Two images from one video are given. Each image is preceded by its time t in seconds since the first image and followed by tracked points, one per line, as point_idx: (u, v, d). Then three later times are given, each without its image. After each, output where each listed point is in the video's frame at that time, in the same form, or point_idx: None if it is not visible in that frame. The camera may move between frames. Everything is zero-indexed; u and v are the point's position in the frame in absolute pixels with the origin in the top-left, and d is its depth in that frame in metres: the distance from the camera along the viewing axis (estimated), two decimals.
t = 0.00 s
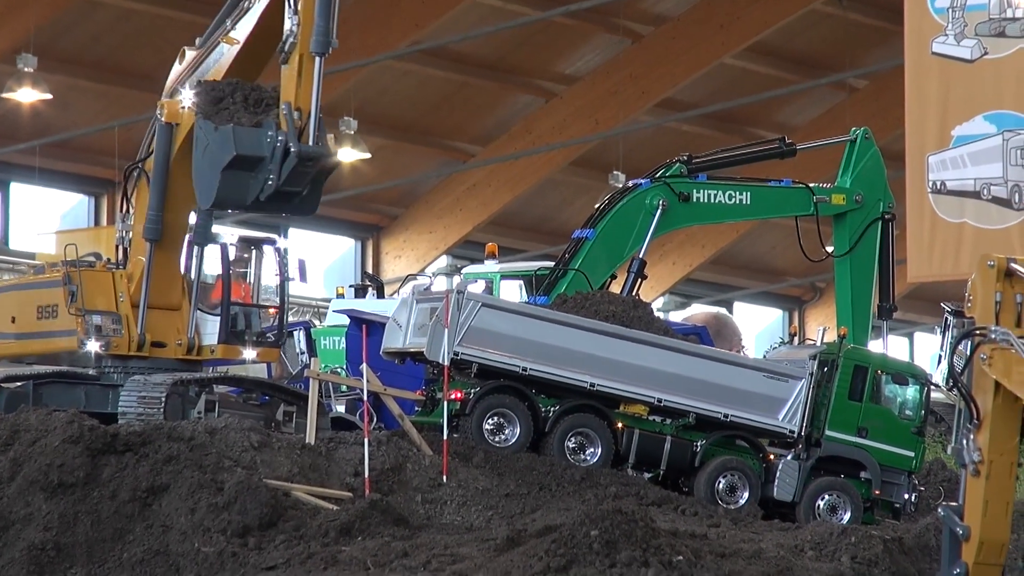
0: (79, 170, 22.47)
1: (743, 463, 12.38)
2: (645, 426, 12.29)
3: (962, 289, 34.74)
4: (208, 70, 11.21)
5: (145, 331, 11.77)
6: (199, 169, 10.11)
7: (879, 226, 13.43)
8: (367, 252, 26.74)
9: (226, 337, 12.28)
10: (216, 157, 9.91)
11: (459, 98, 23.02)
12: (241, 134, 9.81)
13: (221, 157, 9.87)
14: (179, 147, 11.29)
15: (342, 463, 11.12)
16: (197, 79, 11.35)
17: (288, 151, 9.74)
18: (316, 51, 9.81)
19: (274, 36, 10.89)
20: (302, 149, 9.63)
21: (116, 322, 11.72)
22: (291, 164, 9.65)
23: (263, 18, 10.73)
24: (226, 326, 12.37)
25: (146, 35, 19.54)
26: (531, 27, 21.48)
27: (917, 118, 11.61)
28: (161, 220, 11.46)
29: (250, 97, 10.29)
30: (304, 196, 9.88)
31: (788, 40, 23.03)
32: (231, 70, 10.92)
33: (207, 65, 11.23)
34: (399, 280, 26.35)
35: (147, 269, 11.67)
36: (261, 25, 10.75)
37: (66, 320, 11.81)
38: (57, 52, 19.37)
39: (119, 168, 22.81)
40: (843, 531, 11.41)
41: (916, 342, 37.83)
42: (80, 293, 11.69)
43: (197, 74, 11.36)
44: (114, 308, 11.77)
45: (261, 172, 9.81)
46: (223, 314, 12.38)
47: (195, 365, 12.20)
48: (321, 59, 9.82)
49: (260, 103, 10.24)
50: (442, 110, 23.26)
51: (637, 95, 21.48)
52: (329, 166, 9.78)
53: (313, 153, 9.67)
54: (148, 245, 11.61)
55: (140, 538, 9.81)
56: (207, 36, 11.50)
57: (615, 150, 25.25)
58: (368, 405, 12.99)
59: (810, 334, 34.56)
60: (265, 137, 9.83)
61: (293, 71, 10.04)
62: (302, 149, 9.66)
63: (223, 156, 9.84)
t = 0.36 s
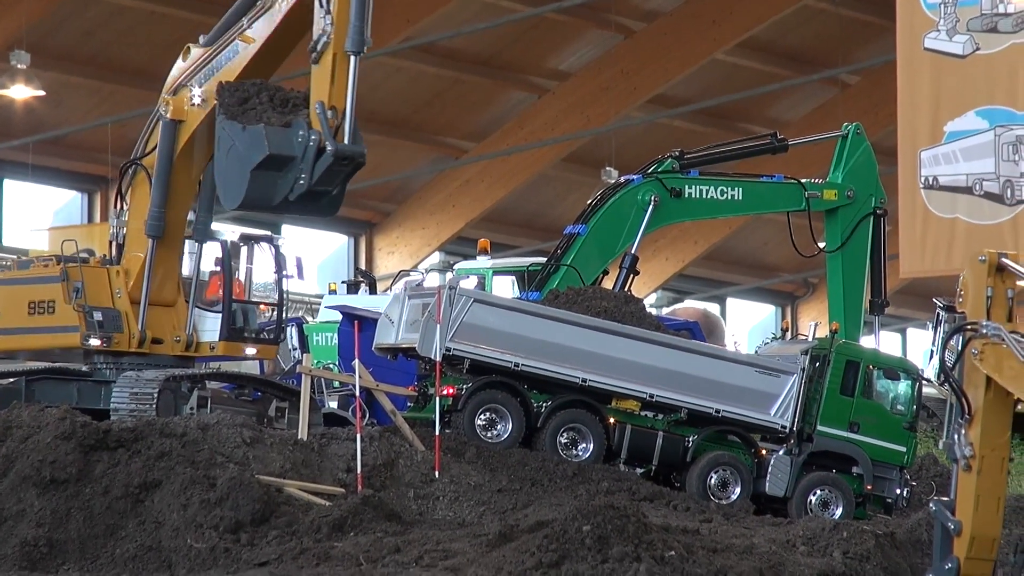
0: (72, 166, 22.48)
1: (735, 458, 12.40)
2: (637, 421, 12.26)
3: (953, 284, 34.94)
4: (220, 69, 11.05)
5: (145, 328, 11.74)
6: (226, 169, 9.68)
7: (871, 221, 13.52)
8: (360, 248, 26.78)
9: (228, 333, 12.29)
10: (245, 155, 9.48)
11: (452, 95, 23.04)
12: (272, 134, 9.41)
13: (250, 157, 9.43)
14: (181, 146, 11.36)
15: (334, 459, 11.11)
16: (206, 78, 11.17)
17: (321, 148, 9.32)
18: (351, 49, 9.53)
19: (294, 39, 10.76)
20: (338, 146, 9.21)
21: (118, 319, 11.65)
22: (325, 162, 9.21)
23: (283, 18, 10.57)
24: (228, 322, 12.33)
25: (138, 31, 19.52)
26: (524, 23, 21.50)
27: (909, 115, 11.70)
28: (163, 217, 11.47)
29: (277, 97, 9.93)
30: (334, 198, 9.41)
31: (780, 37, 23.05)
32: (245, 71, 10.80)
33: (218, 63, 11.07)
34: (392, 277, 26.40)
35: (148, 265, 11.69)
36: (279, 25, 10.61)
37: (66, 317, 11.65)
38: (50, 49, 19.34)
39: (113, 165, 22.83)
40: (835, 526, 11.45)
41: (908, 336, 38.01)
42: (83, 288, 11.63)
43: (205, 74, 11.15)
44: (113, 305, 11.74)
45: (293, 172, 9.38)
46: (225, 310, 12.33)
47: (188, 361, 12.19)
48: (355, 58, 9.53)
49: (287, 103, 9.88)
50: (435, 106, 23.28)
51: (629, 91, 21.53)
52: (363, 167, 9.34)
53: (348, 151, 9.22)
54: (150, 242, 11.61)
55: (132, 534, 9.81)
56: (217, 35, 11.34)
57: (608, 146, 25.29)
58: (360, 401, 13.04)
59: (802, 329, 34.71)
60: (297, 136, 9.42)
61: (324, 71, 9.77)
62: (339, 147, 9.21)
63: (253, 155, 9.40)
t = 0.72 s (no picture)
0: (62, 165, 22.50)
1: (725, 457, 12.43)
2: (627, 419, 12.29)
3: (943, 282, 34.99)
4: (237, 72, 10.84)
5: (146, 327, 11.67)
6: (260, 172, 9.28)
7: (862, 219, 13.59)
8: (351, 246, 26.80)
9: (229, 334, 12.34)
10: (286, 159, 9.11)
11: (443, 93, 23.04)
12: (316, 138, 9.08)
13: (291, 160, 9.07)
14: (187, 147, 11.25)
15: (324, 458, 11.11)
16: (222, 80, 10.96)
17: (366, 151, 9.02)
18: (398, 53, 9.23)
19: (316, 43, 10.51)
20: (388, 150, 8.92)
21: (120, 318, 11.56)
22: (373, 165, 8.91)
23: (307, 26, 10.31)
24: (230, 323, 12.41)
25: (127, 29, 19.51)
26: (515, 21, 21.50)
27: (900, 114, 11.73)
28: (167, 217, 11.37)
29: (313, 101, 9.50)
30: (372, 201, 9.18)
31: (771, 35, 23.04)
32: (263, 76, 10.60)
33: (235, 64, 10.83)
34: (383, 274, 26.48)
35: (147, 265, 11.60)
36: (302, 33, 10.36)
37: (69, 314, 11.52)
38: (41, 48, 19.33)
39: (104, 163, 22.85)
40: (825, 524, 11.45)
41: (899, 334, 38.06)
42: (89, 287, 11.52)
43: (219, 75, 10.94)
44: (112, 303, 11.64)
45: (335, 176, 9.08)
46: (229, 308, 12.48)
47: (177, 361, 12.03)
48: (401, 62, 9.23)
49: (323, 107, 9.47)
50: (426, 104, 23.27)
51: (620, 89, 21.56)
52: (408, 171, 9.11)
53: (396, 156, 8.94)
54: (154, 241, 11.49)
55: (123, 533, 9.78)
56: (234, 32, 11.05)
57: (599, 144, 25.31)
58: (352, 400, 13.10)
59: (793, 327, 34.84)
60: (338, 140, 9.11)
61: (367, 74, 9.36)
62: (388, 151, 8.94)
63: (295, 159, 9.06)
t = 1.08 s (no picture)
0: (52, 164, 22.52)
1: (714, 455, 12.47)
2: (615, 418, 12.34)
3: (932, 281, 35.05)
4: (254, 73, 10.80)
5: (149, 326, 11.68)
6: (301, 177, 9.28)
7: (851, 218, 13.66)
8: (341, 245, 26.66)
9: (228, 334, 12.42)
10: (330, 165, 9.09)
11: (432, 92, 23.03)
12: (359, 144, 9.04)
13: (333, 166, 9.07)
14: (194, 147, 11.28)
15: (314, 457, 11.12)
16: (234, 79, 10.96)
17: (409, 156, 8.99)
18: (441, 59, 9.09)
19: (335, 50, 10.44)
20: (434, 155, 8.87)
21: (123, 317, 11.57)
22: (416, 171, 8.91)
23: (333, 34, 10.24)
24: (229, 323, 12.48)
25: (116, 28, 19.52)
26: (504, 20, 21.50)
27: (890, 114, 11.75)
28: (170, 218, 11.40)
29: (349, 107, 9.39)
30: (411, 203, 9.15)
31: (761, 33, 23.04)
32: (282, 78, 10.61)
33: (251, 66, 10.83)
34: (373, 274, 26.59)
35: (148, 265, 11.59)
36: (326, 40, 10.30)
37: (75, 314, 11.47)
38: (30, 48, 19.31)
39: (94, 163, 22.85)
40: (814, 523, 11.47)
41: (889, 333, 38.12)
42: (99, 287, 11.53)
43: (232, 75, 10.96)
44: (113, 304, 11.59)
45: (376, 181, 9.05)
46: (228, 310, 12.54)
47: (168, 360, 11.99)
48: (446, 68, 9.10)
49: (358, 113, 9.38)
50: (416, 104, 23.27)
51: (610, 88, 21.56)
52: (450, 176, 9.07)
53: (440, 161, 8.88)
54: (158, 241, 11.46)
55: (113, 532, 9.74)
56: (247, 33, 11.11)
57: (589, 142, 25.33)
58: (341, 399, 13.15)
59: (782, 326, 34.92)
60: (378, 144, 9.05)
61: (409, 80, 9.26)
62: (434, 157, 8.89)
63: (336, 164, 9.05)
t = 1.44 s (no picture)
0: (44, 164, 22.57)
1: (705, 456, 12.49)
2: (607, 419, 12.33)
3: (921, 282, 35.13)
4: (269, 77, 10.94)
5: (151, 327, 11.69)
6: (335, 184, 9.30)
7: (841, 219, 13.70)
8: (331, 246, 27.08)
9: (224, 334, 12.37)
10: (367, 172, 9.13)
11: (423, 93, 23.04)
12: (396, 151, 9.10)
13: (370, 172, 9.11)
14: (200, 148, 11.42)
15: (304, 457, 11.11)
16: (248, 84, 11.07)
17: (447, 164, 9.08)
18: (479, 68, 9.31)
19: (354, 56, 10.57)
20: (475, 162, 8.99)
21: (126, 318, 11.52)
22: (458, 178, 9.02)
23: (357, 42, 10.38)
24: (226, 325, 12.38)
25: (108, 29, 19.56)
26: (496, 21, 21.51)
27: (881, 114, 11.77)
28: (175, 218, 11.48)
29: (384, 115, 9.48)
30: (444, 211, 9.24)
31: (752, 35, 23.05)
32: (302, 83, 10.72)
33: (268, 71, 10.92)
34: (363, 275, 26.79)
35: (147, 266, 11.63)
36: (349, 48, 10.44)
37: (81, 314, 11.34)
38: (21, 48, 19.28)
39: (85, 163, 22.84)
40: (805, 524, 11.44)
41: (879, 335, 38.24)
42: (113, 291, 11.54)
43: (245, 80, 11.08)
44: (117, 304, 11.56)
45: (411, 188, 9.12)
46: (225, 312, 12.39)
47: (159, 359, 11.97)
48: (484, 77, 9.34)
49: (390, 120, 9.48)
50: (406, 105, 23.28)
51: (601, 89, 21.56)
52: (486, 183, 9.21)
53: (480, 169, 9.02)
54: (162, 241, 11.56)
55: (103, 533, 9.72)
56: (255, 40, 11.25)
57: (580, 144, 25.37)
58: (332, 400, 13.21)
59: (773, 327, 35.02)
60: (416, 152, 9.13)
61: (444, 88, 9.43)
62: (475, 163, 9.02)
63: (373, 171, 9.09)
